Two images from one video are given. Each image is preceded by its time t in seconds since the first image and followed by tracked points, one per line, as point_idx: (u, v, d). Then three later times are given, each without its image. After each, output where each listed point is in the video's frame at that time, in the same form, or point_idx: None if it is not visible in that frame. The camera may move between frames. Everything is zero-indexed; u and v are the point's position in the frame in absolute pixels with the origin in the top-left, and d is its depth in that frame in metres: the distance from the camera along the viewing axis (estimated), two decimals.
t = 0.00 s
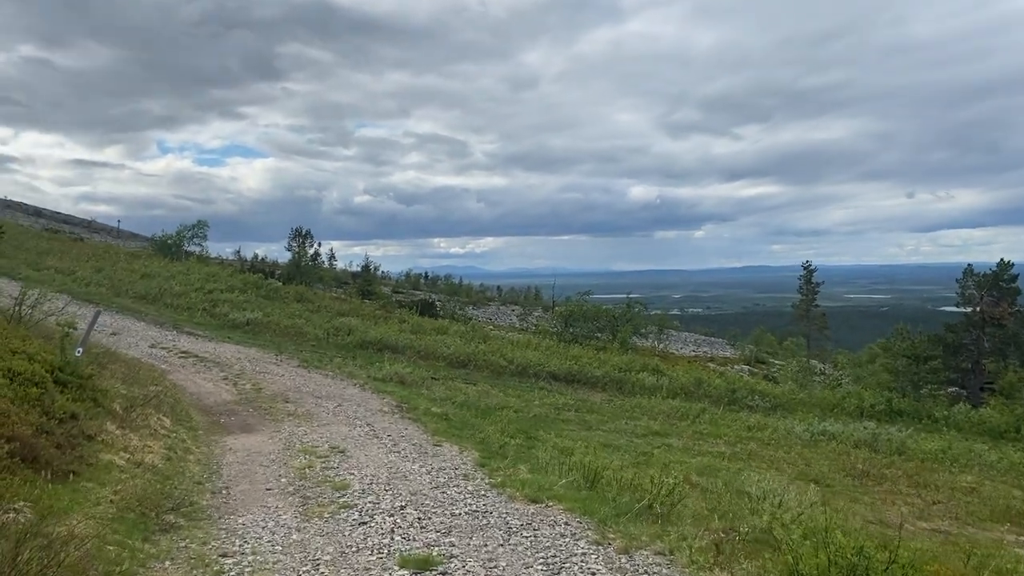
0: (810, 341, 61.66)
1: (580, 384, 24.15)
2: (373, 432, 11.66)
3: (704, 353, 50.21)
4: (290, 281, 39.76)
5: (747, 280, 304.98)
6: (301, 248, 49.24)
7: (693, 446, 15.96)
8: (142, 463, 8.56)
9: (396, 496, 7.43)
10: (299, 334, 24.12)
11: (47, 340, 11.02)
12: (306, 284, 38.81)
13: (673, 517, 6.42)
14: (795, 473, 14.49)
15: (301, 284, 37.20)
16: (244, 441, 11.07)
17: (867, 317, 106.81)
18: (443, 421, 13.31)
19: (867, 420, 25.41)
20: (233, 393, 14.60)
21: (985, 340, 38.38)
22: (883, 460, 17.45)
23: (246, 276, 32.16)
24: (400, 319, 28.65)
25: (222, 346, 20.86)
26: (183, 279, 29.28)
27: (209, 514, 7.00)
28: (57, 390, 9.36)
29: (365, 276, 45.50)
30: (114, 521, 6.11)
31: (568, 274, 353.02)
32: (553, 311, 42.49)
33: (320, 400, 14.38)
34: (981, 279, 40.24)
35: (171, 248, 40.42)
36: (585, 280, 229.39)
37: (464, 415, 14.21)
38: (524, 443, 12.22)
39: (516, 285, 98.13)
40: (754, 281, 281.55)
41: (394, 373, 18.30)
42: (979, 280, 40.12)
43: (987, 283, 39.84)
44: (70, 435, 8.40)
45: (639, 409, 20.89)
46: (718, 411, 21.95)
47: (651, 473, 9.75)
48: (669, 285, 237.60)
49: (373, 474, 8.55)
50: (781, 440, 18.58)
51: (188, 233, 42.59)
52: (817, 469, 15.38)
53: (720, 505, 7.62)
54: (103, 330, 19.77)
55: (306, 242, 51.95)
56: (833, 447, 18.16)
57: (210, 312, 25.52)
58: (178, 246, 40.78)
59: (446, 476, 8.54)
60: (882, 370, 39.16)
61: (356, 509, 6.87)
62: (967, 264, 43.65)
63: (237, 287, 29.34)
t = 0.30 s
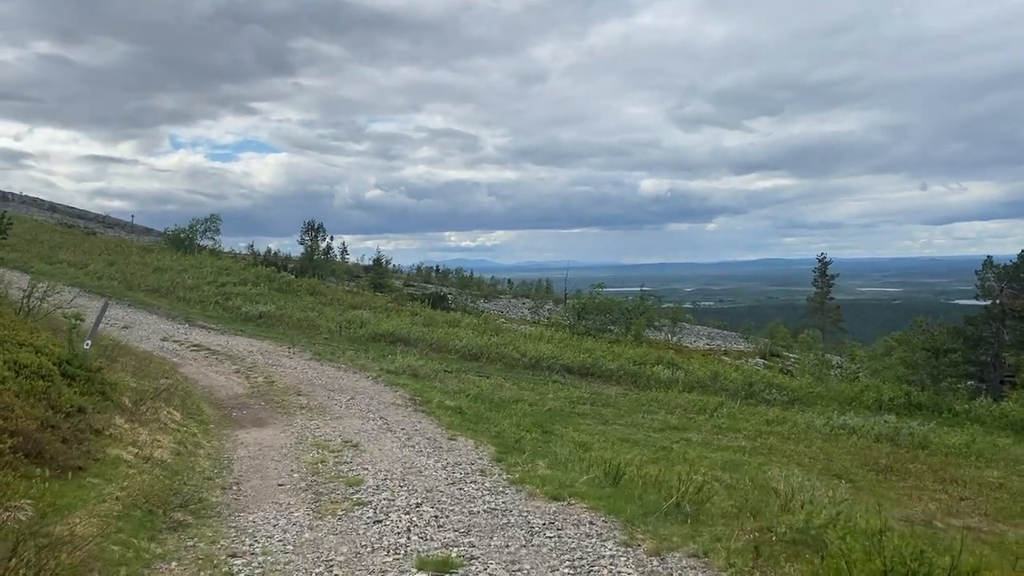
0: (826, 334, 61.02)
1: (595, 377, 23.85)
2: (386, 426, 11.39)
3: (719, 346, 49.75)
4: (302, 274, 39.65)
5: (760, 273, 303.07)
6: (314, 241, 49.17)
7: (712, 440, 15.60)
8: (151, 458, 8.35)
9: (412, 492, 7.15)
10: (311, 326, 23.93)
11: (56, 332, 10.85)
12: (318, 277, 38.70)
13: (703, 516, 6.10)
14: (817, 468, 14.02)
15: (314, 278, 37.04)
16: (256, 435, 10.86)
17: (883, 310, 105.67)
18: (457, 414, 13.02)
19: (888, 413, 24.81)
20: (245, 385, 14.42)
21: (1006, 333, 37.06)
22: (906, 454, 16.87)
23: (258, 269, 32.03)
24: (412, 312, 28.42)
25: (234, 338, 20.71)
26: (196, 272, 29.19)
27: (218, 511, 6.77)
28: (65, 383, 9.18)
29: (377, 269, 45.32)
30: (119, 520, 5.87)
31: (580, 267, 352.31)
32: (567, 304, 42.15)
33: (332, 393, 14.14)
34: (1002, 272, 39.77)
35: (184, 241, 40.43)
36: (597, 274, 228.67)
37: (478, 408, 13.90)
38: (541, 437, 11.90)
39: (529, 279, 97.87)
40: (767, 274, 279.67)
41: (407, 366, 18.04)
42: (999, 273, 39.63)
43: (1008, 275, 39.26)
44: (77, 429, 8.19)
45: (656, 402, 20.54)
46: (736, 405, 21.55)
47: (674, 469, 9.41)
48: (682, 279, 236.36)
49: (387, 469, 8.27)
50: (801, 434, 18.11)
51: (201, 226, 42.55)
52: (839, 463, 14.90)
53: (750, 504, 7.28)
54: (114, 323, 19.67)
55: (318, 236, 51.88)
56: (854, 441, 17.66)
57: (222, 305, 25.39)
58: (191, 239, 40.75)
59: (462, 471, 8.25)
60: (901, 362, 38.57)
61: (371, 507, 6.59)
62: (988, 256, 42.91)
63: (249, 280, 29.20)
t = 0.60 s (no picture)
0: (839, 328, 60.38)
1: (607, 372, 23.46)
2: (395, 423, 11.05)
3: (730, 340, 49.25)
4: (310, 268, 39.37)
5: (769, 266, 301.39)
6: (322, 235, 48.91)
7: (729, 437, 15.16)
8: (152, 458, 8.06)
9: (424, 495, 6.80)
10: (318, 320, 23.63)
11: (56, 327, 10.58)
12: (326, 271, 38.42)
13: (734, 524, 5.72)
14: (838, 466, 13.57)
15: (321, 271, 36.72)
16: (261, 433, 10.56)
17: (894, 303, 104.69)
18: (467, 412, 12.66)
19: (905, 409, 24.25)
20: (251, 381, 14.14)
21: None
22: (926, 450, 16.35)
23: (266, 262, 31.77)
24: (420, 306, 28.08)
25: (241, 332, 20.44)
26: (203, 266, 28.94)
27: (220, 516, 6.45)
28: (64, 379, 8.90)
29: (385, 263, 45.00)
30: (115, 526, 5.57)
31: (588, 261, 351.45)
32: (576, 298, 41.72)
33: (340, 389, 13.83)
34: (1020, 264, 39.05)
35: (191, 235, 40.22)
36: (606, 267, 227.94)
37: (489, 405, 13.53)
38: (554, 436, 11.51)
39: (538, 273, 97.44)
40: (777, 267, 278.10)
41: (416, 361, 17.69)
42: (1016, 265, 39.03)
43: None
44: (74, 428, 7.90)
45: (669, 398, 20.13)
46: (750, 401, 21.11)
47: (696, 470, 9.00)
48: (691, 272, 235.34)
49: (397, 469, 7.93)
50: (819, 430, 17.65)
51: (208, 220, 42.32)
52: (859, 460, 14.42)
53: (779, 508, 6.88)
54: (120, 317, 19.44)
55: (326, 229, 51.59)
56: (873, 437, 17.17)
57: (229, 299, 25.12)
58: (198, 233, 40.51)
59: (475, 472, 7.89)
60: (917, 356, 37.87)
61: (381, 511, 6.26)
62: (1006, 249, 42.20)
63: (256, 273, 28.93)
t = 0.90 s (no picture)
0: (844, 322, 60.03)
1: (612, 365, 23.14)
2: (398, 416, 10.73)
3: (734, 334, 48.93)
4: (311, 259, 39.03)
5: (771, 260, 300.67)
6: (323, 226, 48.59)
7: (738, 431, 14.81)
8: (146, 453, 7.74)
9: (430, 493, 6.46)
10: (320, 312, 23.31)
11: (49, 317, 10.27)
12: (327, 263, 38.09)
13: (761, 524, 5.37)
14: (851, 460, 13.20)
15: (323, 263, 36.35)
16: (260, 426, 10.25)
17: (899, 296, 104.21)
18: (472, 405, 12.33)
19: (915, 403, 23.88)
20: (251, 372, 13.83)
21: None
22: (940, 445, 15.97)
23: (266, 253, 31.44)
24: (423, 297, 27.76)
25: (242, 324, 20.14)
26: (203, 257, 28.61)
27: (215, 515, 6.12)
28: (55, 369, 8.60)
29: (387, 255, 44.66)
30: (103, 525, 5.25)
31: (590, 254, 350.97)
32: (580, 291, 41.36)
33: (342, 381, 13.52)
34: None
35: (192, 226, 39.91)
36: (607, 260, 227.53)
37: (494, 398, 13.20)
38: (562, 430, 11.17)
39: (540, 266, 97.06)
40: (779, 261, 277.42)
41: (419, 353, 17.37)
42: None
43: None
44: (65, 420, 7.60)
45: (676, 391, 19.80)
46: (759, 394, 20.78)
47: (712, 468, 8.65)
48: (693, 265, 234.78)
49: (401, 465, 7.59)
50: (830, 424, 17.29)
51: (209, 211, 41.96)
52: (872, 455, 14.04)
53: (805, 507, 6.53)
54: (119, 308, 19.14)
55: (327, 221, 51.25)
56: (886, 431, 16.81)
57: (229, 290, 24.79)
58: (199, 224, 40.18)
59: (482, 468, 7.56)
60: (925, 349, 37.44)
61: (385, 510, 5.93)
62: (1015, 242, 41.76)
63: (256, 264, 28.59)
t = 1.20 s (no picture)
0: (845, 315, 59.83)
1: (614, 359, 22.86)
2: (399, 413, 10.42)
3: (736, 327, 48.67)
4: (310, 252, 38.67)
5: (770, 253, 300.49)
6: (322, 218, 48.22)
7: (745, 426, 14.53)
8: (138, 453, 7.43)
9: (434, 497, 6.16)
10: (319, 305, 22.99)
11: (39, 311, 9.94)
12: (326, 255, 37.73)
13: (786, 533, 5.09)
14: (861, 457, 12.91)
15: (322, 255, 36.00)
16: (257, 424, 9.94)
17: (899, 290, 103.99)
18: (475, 401, 12.04)
19: (921, 397, 23.63)
20: (248, 367, 13.52)
21: None
22: (950, 441, 15.72)
23: (265, 246, 31.10)
24: (423, 290, 27.44)
25: (239, 317, 19.83)
26: (200, 249, 28.26)
27: (208, 520, 5.83)
28: (44, 366, 8.28)
29: (386, 248, 44.29)
30: (88, 534, 4.95)
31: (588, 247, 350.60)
32: (580, 283, 41.06)
33: (341, 376, 13.21)
34: None
35: (189, 219, 39.54)
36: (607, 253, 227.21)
37: (497, 394, 12.90)
38: (567, 427, 10.87)
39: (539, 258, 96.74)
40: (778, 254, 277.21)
41: (419, 347, 17.06)
42: None
43: None
44: (54, 419, 7.30)
45: (680, 386, 19.53)
46: (764, 389, 20.51)
47: (725, 469, 8.37)
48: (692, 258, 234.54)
49: (403, 466, 7.29)
50: (838, 419, 17.03)
51: (207, 203, 41.56)
52: (882, 451, 13.76)
53: (826, 512, 6.24)
54: (114, 302, 18.81)
55: (326, 213, 50.86)
56: (894, 427, 16.55)
57: (227, 283, 24.45)
58: (197, 216, 39.79)
59: (488, 470, 7.25)
60: (929, 342, 37.14)
61: (387, 516, 5.63)
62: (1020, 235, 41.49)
63: (255, 257, 28.25)
